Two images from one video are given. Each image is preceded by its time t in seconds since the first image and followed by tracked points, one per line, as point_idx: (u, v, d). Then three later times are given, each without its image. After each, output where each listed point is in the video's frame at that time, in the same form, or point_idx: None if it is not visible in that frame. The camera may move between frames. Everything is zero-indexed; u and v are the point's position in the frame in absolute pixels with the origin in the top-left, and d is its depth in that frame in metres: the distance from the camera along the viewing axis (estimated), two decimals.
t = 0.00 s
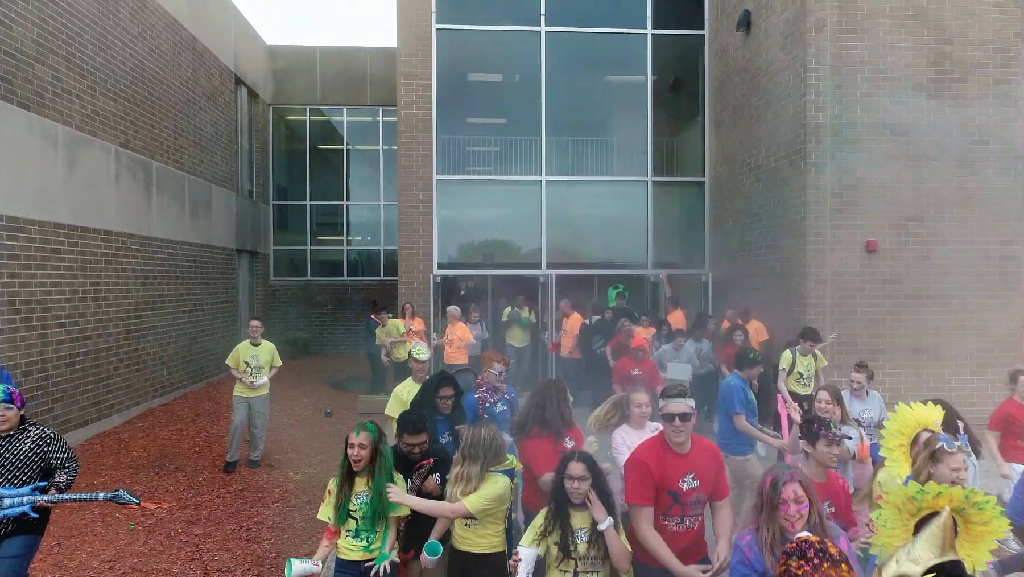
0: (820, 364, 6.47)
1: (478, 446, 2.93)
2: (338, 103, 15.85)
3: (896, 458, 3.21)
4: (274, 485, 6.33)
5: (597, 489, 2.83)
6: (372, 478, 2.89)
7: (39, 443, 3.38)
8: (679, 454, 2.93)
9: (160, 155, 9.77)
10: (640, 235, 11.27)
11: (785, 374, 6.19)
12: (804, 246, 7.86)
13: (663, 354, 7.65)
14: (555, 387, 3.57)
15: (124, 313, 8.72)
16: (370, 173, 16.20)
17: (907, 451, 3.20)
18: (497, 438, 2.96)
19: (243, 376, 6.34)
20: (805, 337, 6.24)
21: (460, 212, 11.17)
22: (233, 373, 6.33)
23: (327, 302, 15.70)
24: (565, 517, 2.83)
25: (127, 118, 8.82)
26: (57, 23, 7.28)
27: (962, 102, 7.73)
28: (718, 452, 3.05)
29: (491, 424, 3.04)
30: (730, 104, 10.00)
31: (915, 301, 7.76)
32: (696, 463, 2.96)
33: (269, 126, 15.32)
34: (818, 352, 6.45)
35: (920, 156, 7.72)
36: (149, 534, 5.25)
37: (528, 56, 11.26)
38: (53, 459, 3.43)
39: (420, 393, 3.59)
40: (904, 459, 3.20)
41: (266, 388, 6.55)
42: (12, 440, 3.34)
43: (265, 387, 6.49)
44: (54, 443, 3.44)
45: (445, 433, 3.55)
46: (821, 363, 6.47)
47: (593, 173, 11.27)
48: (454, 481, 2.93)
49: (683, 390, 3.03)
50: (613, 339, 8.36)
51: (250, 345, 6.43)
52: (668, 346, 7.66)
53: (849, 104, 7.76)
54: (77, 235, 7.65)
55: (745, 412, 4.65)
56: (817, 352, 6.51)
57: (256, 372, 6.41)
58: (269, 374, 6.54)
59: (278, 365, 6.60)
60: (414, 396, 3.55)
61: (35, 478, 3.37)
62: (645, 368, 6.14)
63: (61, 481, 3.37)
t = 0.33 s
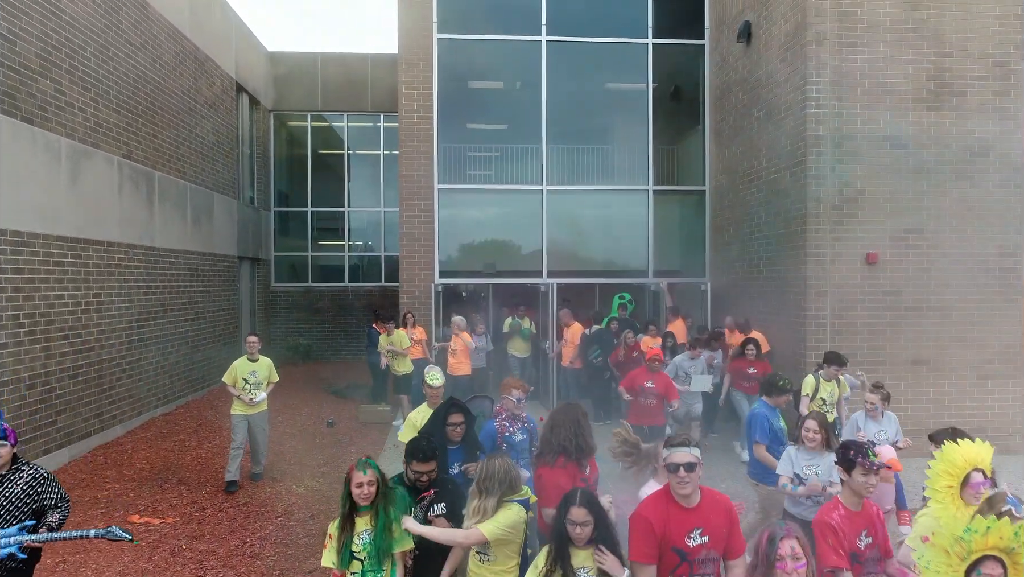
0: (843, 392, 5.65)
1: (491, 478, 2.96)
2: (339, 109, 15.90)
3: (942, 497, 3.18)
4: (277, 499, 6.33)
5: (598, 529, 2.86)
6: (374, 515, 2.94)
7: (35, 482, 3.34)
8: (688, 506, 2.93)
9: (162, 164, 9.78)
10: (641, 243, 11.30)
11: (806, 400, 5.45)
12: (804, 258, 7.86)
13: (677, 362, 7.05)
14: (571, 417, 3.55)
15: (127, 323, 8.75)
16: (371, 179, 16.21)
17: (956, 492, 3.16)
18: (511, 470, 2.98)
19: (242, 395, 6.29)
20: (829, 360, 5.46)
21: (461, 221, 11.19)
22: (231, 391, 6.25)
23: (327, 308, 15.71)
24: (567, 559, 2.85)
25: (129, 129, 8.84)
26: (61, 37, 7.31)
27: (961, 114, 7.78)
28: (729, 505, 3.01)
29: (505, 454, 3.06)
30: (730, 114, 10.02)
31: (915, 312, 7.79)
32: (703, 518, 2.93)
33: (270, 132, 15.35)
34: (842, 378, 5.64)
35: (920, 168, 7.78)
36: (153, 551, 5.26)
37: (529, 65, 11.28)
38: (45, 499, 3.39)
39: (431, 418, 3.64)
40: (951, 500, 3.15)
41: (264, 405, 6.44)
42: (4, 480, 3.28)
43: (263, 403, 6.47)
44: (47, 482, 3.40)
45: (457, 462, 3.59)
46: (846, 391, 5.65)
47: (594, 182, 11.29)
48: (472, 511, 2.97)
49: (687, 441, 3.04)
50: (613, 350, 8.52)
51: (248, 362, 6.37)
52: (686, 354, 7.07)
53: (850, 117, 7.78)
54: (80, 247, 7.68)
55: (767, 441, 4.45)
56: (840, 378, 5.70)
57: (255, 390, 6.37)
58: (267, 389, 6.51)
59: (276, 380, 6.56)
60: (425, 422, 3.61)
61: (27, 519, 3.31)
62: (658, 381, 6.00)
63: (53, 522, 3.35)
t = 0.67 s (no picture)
0: (873, 411, 5.48)
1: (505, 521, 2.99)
2: (340, 117, 15.93)
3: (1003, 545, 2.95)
4: (280, 515, 6.35)
5: None
6: (378, 562, 2.95)
7: (19, 521, 3.34)
8: (683, 562, 2.93)
9: (165, 176, 9.83)
10: (642, 253, 11.33)
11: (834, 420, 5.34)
12: (804, 272, 7.88)
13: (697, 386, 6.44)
14: (596, 460, 3.52)
15: (130, 335, 8.79)
16: (372, 186, 16.23)
17: (1016, 541, 2.94)
18: (526, 515, 3.01)
19: (237, 415, 6.23)
20: (856, 380, 5.39)
21: (463, 231, 11.21)
22: (227, 412, 6.22)
23: (328, 315, 15.74)
24: None
25: (132, 142, 8.87)
26: (65, 53, 7.35)
27: (962, 129, 7.82)
28: (734, 561, 2.96)
29: (521, 499, 3.10)
30: (731, 125, 10.05)
31: (915, 326, 7.83)
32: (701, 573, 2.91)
33: (271, 140, 15.40)
34: (872, 397, 5.51)
35: (921, 182, 7.82)
36: (157, 570, 5.28)
37: (530, 76, 11.30)
38: (34, 538, 3.39)
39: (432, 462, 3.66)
40: (1009, 550, 2.94)
41: (261, 424, 6.42)
42: None
43: (259, 424, 6.46)
44: (36, 522, 3.41)
45: (461, 502, 3.58)
46: (876, 412, 5.50)
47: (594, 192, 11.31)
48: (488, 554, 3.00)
49: (679, 492, 3.03)
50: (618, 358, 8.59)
51: (243, 381, 6.37)
52: (704, 377, 6.44)
53: (850, 132, 7.80)
54: (84, 262, 7.72)
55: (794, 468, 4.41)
56: (871, 400, 5.54)
57: (251, 409, 6.34)
58: (261, 409, 6.48)
59: (271, 400, 6.56)
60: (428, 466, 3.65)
61: (12, 559, 3.31)
62: (669, 394, 5.79)
63: (34, 564, 3.34)
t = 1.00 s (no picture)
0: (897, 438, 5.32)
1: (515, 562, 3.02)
2: (341, 123, 15.95)
3: None
4: (283, 528, 6.36)
5: None
6: None
7: (4, 550, 3.13)
8: None
9: (167, 186, 9.85)
10: (642, 262, 11.37)
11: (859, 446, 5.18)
12: (805, 283, 7.89)
13: (707, 401, 6.32)
14: (617, 497, 3.42)
15: (132, 345, 8.81)
16: (373, 192, 16.24)
17: None
18: (534, 557, 3.04)
19: (234, 429, 6.21)
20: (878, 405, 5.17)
21: (464, 240, 11.24)
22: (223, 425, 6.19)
23: (330, 321, 15.76)
24: None
25: (135, 152, 8.90)
26: (69, 66, 7.38)
27: (962, 141, 7.85)
28: None
29: (527, 539, 3.14)
30: (732, 134, 10.07)
31: (915, 337, 7.85)
32: None
33: (272, 146, 15.44)
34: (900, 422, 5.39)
35: (921, 194, 7.85)
36: None
37: (531, 84, 11.33)
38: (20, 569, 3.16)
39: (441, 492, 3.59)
40: None
41: (257, 437, 6.39)
42: None
43: (256, 437, 6.42)
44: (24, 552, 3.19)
45: (467, 536, 3.59)
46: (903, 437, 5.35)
47: (596, 200, 11.33)
48: None
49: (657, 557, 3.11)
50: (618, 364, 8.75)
51: (237, 396, 6.34)
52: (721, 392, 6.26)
53: (850, 144, 7.82)
54: (87, 273, 7.74)
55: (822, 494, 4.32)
56: (895, 424, 5.42)
57: (246, 423, 6.31)
58: (258, 422, 6.45)
59: (267, 413, 6.53)
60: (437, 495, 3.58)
61: None
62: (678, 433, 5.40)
63: None
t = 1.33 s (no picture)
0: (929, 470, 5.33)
1: None
2: (342, 130, 15.99)
3: None
4: (286, 544, 6.38)
5: None
6: None
7: None
8: None
9: (170, 197, 9.89)
10: (643, 272, 11.41)
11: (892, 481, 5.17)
12: (805, 297, 7.92)
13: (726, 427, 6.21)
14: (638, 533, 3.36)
15: (135, 357, 8.85)
16: (374, 199, 16.27)
17: None
18: None
19: (232, 449, 6.14)
20: (908, 438, 5.12)
21: (466, 251, 11.30)
22: (221, 445, 6.13)
23: (331, 327, 15.81)
24: None
25: (138, 164, 8.93)
26: (72, 81, 7.41)
27: (962, 155, 7.89)
28: None
29: None
30: (732, 145, 10.11)
31: (916, 351, 7.89)
32: None
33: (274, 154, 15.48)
34: (932, 455, 5.35)
35: (920, 209, 7.89)
36: None
37: (532, 95, 11.36)
38: None
39: (461, 532, 3.54)
40: None
41: (257, 456, 6.27)
42: None
43: (256, 456, 6.29)
44: None
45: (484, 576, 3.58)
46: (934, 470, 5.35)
47: (596, 209, 11.37)
48: None
49: None
50: (618, 381, 8.66)
51: (235, 415, 6.28)
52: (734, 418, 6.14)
53: (850, 159, 7.85)
54: (91, 286, 7.78)
55: (848, 519, 4.36)
56: (929, 456, 5.39)
57: (245, 442, 6.22)
58: (258, 441, 6.35)
59: (267, 432, 6.44)
60: (457, 534, 3.54)
61: None
62: (681, 453, 5.42)
63: None
